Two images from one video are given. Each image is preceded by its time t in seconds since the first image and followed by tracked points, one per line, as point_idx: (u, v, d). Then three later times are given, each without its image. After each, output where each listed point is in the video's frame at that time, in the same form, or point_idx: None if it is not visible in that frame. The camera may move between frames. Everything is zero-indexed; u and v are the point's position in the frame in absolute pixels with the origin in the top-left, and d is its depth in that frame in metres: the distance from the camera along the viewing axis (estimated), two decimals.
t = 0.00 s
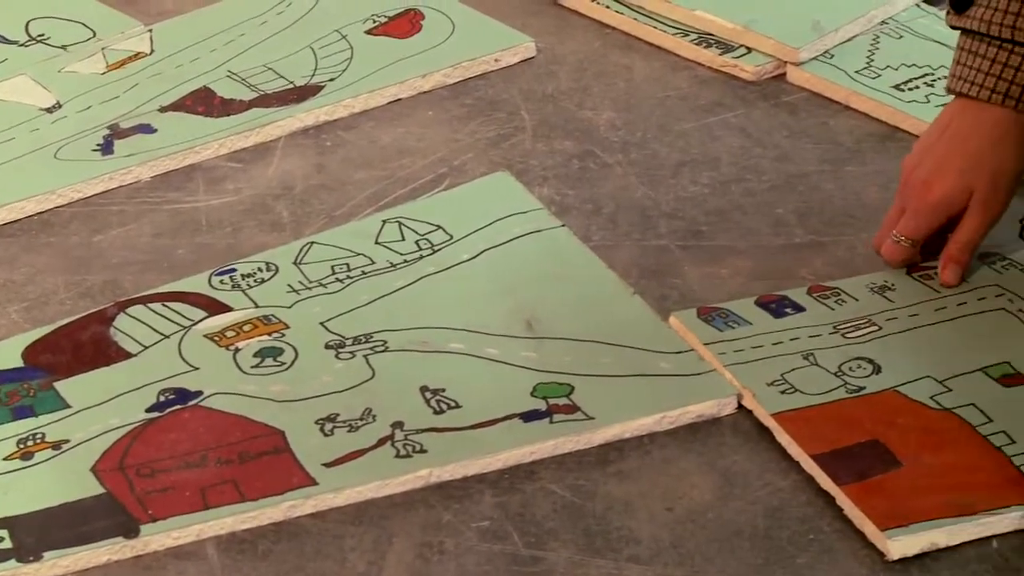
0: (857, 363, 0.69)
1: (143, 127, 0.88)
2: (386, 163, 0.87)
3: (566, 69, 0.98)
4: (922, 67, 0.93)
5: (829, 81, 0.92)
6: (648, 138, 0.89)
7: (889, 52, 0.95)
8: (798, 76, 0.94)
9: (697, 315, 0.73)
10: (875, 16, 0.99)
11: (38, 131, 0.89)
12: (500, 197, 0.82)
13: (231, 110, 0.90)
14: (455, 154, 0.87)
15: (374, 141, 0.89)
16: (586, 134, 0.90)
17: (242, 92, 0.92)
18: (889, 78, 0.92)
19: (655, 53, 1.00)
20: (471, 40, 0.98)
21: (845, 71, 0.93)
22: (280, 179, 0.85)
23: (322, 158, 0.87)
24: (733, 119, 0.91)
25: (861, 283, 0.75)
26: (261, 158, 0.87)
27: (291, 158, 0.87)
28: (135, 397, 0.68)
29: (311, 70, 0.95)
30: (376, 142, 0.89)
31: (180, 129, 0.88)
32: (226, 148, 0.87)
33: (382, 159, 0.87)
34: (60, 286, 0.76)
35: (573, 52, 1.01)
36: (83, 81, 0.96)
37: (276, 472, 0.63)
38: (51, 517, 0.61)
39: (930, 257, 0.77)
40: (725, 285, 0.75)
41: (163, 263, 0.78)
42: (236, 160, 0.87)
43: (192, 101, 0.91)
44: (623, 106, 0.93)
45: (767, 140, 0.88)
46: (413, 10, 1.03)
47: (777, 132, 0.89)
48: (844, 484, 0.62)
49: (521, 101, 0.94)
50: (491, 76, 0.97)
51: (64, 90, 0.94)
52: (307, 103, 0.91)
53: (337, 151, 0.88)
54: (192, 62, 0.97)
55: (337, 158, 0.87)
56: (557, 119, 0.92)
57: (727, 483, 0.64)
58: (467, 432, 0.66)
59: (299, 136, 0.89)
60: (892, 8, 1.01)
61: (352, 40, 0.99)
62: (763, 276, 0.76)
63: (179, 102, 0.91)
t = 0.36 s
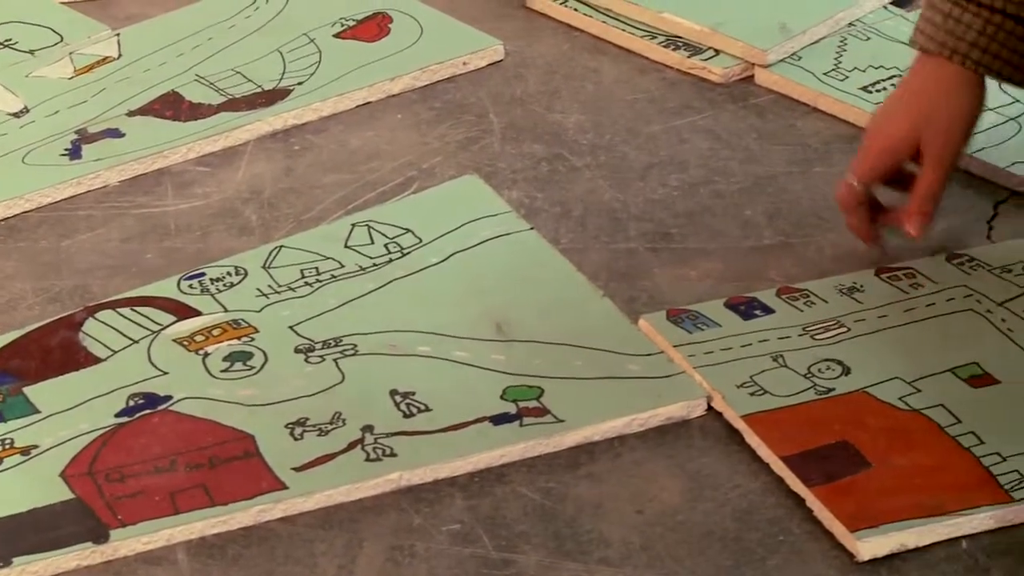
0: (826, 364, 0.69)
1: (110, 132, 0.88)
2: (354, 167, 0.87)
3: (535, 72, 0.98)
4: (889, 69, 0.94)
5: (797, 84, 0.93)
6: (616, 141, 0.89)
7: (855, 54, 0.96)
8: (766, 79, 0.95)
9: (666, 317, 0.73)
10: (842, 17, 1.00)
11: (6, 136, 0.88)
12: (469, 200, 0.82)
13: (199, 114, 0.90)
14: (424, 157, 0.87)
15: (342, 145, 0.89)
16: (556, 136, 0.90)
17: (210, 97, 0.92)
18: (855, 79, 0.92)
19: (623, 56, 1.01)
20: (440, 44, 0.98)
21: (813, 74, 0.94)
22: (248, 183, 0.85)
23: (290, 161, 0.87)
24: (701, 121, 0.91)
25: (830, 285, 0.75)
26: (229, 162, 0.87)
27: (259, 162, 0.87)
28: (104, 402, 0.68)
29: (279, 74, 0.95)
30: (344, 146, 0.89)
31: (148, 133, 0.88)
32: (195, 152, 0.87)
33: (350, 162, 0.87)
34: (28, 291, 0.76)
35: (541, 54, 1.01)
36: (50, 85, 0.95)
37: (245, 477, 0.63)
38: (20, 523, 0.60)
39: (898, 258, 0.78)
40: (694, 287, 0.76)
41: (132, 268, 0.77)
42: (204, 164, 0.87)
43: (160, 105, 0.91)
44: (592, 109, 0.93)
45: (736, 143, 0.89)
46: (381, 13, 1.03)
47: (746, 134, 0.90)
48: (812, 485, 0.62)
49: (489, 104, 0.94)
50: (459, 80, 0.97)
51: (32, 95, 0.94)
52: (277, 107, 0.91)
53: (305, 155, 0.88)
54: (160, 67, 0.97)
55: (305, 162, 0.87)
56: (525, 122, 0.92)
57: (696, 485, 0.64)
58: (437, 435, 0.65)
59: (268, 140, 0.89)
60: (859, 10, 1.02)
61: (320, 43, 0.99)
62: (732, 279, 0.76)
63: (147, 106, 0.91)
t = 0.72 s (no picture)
0: (803, 374, 0.69)
1: (86, 143, 0.88)
2: (331, 178, 0.87)
3: (512, 82, 0.98)
4: (864, 77, 0.95)
5: (774, 93, 0.94)
6: (593, 151, 0.90)
7: (831, 63, 0.97)
8: (741, 88, 0.96)
9: (642, 326, 0.73)
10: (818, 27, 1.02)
11: None
12: (445, 210, 0.82)
13: (174, 125, 0.90)
14: (400, 168, 0.87)
15: (318, 155, 0.89)
16: (533, 146, 0.90)
17: (186, 107, 0.92)
18: (829, 87, 0.94)
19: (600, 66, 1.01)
20: (417, 54, 0.98)
21: (789, 83, 0.95)
22: (225, 194, 0.85)
23: (267, 172, 0.87)
24: (682, 129, 0.93)
25: (806, 294, 0.75)
26: (205, 173, 0.87)
27: (235, 173, 0.87)
28: (81, 414, 0.67)
29: (255, 85, 0.95)
30: (320, 156, 0.89)
31: (124, 145, 0.88)
32: (170, 163, 0.87)
33: (327, 173, 0.87)
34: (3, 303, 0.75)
35: (517, 63, 1.01)
36: (25, 97, 0.95)
37: (221, 488, 0.62)
38: None
39: (875, 266, 0.78)
40: (671, 296, 0.76)
41: (108, 280, 0.77)
42: (180, 175, 0.87)
43: (136, 116, 0.91)
44: (568, 119, 0.94)
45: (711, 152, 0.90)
46: (356, 24, 1.03)
47: (721, 145, 0.91)
48: (789, 493, 0.62)
49: (465, 114, 0.94)
50: (436, 90, 0.97)
51: (7, 107, 0.94)
52: (252, 118, 0.91)
53: (282, 165, 0.88)
54: (135, 78, 0.97)
55: (281, 172, 0.87)
56: (502, 132, 0.92)
57: (674, 495, 0.64)
58: (415, 445, 0.65)
59: (244, 151, 0.89)
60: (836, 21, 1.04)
61: (297, 54, 0.99)
62: (709, 288, 0.76)
63: (123, 118, 0.91)
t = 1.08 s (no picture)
0: (790, 390, 0.69)
1: (73, 161, 0.88)
2: (317, 195, 0.87)
3: (498, 99, 0.99)
4: (850, 94, 0.96)
5: (760, 109, 0.94)
6: (580, 168, 0.90)
7: (817, 79, 0.98)
8: (727, 105, 0.96)
9: (629, 342, 0.73)
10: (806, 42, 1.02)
11: None
12: (432, 227, 0.82)
13: (160, 143, 0.90)
14: (387, 185, 0.88)
15: (305, 173, 0.89)
16: (519, 163, 0.90)
17: (171, 125, 0.92)
18: (814, 104, 0.95)
19: (587, 83, 1.01)
20: (403, 71, 0.99)
21: (775, 99, 0.95)
22: (212, 212, 0.85)
23: (253, 190, 0.87)
24: (664, 148, 0.92)
25: (792, 310, 0.75)
26: (191, 191, 0.87)
27: (222, 191, 0.87)
28: (67, 432, 0.67)
29: (241, 103, 0.95)
30: (307, 174, 0.89)
31: (112, 162, 0.88)
32: (157, 181, 0.87)
33: (314, 190, 0.87)
34: None
35: (503, 80, 1.01)
36: (11, 115, 0.95)
37: (209, 506, 0.62)
38: None
39: (861, 282, 0.78)
40: (658, 313, 0.76)
41: (95, 297, 0.77)
42: (167, 193, 0.87)
43: (122, 134, 0.91)
44: (554, 136, 0.94)
45: (698, 168, 0.90)
46: (342, 41, 1.03)
47: (708, 160, 0.91)
48: (777, 510, 0.62)
49: (452, 131, 0.94)
50: (422, 107, 0.97)
51: None
52: (238, 136, 0.91)
53: (268, 183, 0.88)
54: (122, 95, 0.97)
55: (267, 190, 0.87)
56: (488, 149, 0.92)
57: (661, 511, 0.64)
58: (401, 463, 0.65)
59: (231, 168, 0.89)
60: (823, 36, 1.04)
61: (283, 72, 0.99)
62: (695, 304, 0.77)
63: (110, 135, 0.91)
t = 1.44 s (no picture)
0: (778, 404, 0.69)
1: (60, 175, 0.88)
2: (306, 209, 0.87)
3: (486, 113, 0.99)
4: (837, 107, 0.96)
5: (748, 123, 0.94)
6: (568, 181, 0.90)
7: (804, 93, 0.98)
8: (714, 118, 0.96)
9: (617, 355, 0.73)
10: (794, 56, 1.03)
11: None
12: (420, 241, 0.82)
13: (148, 157, 0.90)
14: (375, 199, 0.88)
15: (293, 187, 0.89)
16: (507, 177, 0.91)
17: (158, 139, 0.92)
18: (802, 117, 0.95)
19: (575, 96, 1.01)
20: (390, 84, 0.99)
21: (763, 113, 0.96)
22: (200, 226, 0.85)
23: (241, 205, 0.87)
24: (652, 162, 0.92)
25: (780, 324, 0.75)
26: (179, 206, 0.87)
27: (210, 206, 0.87)
28: (55, 446, 0.66)
29: (229, 117, 0.95)
30: (295, 188, 0.89)
31: (99, 177, 0.88)
32: (145, 196, 0.87)
33: (302, 205, 0.87)
34: None
35: (491, 94, 1.01)
36: None
37: (196, 521, 0.61)
38: None
39: (849, 295, 0.78)
40: (645, 326, 0.76)
41: (84, 311, 0.77)
42: (155, 208, 0.87)
43: (110, 149, 0.91)
44: (542, 150, 0.94)
45: (685, 181, 0.90)
46: (330, 55, 1.03)
47: (697, 174, 0.91)
48: (766, 522, 0.62)
49: (440, 145, 0.94)
50: (410, 121, 0.97)
51: None
52: (225, 150, 0.91)
53: (256, 197, 0.88)
54: (109, 110, 0.96)
55: (255, 205, 0.87)
56: (476, 163, 0.92)
57: (649, 524, 0.64)
58: (390, 477, 0.64)
59: (219, 183, 0.89)
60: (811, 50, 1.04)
61: (271, 86, 0.99)
62: (683, 318, 0.77)
63: (98, 150, 0.91)
